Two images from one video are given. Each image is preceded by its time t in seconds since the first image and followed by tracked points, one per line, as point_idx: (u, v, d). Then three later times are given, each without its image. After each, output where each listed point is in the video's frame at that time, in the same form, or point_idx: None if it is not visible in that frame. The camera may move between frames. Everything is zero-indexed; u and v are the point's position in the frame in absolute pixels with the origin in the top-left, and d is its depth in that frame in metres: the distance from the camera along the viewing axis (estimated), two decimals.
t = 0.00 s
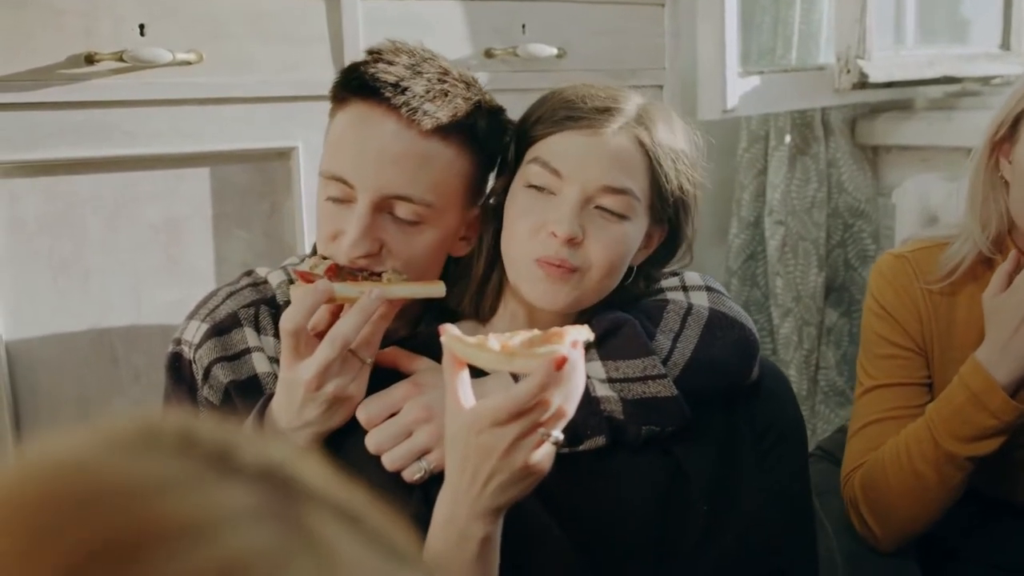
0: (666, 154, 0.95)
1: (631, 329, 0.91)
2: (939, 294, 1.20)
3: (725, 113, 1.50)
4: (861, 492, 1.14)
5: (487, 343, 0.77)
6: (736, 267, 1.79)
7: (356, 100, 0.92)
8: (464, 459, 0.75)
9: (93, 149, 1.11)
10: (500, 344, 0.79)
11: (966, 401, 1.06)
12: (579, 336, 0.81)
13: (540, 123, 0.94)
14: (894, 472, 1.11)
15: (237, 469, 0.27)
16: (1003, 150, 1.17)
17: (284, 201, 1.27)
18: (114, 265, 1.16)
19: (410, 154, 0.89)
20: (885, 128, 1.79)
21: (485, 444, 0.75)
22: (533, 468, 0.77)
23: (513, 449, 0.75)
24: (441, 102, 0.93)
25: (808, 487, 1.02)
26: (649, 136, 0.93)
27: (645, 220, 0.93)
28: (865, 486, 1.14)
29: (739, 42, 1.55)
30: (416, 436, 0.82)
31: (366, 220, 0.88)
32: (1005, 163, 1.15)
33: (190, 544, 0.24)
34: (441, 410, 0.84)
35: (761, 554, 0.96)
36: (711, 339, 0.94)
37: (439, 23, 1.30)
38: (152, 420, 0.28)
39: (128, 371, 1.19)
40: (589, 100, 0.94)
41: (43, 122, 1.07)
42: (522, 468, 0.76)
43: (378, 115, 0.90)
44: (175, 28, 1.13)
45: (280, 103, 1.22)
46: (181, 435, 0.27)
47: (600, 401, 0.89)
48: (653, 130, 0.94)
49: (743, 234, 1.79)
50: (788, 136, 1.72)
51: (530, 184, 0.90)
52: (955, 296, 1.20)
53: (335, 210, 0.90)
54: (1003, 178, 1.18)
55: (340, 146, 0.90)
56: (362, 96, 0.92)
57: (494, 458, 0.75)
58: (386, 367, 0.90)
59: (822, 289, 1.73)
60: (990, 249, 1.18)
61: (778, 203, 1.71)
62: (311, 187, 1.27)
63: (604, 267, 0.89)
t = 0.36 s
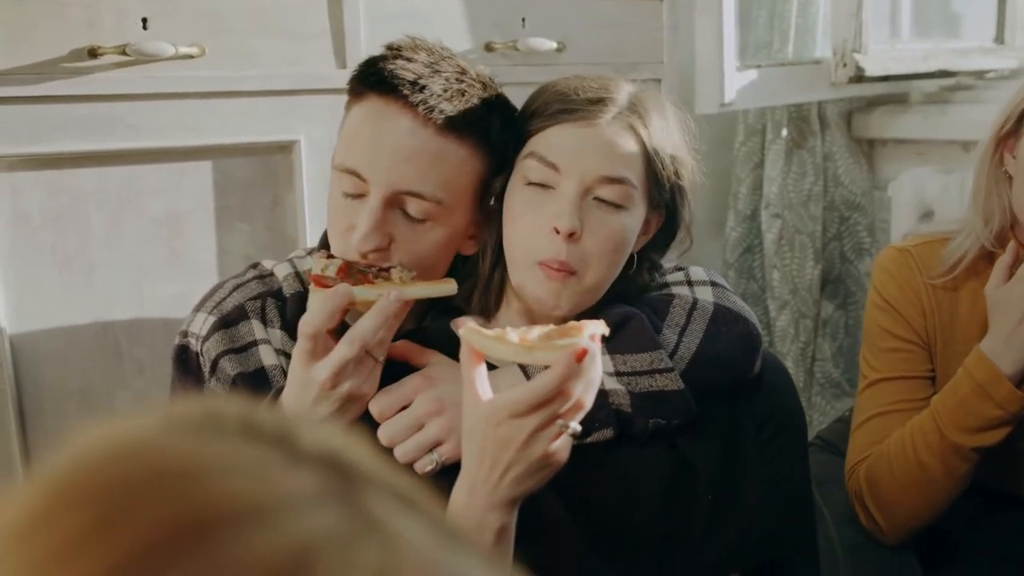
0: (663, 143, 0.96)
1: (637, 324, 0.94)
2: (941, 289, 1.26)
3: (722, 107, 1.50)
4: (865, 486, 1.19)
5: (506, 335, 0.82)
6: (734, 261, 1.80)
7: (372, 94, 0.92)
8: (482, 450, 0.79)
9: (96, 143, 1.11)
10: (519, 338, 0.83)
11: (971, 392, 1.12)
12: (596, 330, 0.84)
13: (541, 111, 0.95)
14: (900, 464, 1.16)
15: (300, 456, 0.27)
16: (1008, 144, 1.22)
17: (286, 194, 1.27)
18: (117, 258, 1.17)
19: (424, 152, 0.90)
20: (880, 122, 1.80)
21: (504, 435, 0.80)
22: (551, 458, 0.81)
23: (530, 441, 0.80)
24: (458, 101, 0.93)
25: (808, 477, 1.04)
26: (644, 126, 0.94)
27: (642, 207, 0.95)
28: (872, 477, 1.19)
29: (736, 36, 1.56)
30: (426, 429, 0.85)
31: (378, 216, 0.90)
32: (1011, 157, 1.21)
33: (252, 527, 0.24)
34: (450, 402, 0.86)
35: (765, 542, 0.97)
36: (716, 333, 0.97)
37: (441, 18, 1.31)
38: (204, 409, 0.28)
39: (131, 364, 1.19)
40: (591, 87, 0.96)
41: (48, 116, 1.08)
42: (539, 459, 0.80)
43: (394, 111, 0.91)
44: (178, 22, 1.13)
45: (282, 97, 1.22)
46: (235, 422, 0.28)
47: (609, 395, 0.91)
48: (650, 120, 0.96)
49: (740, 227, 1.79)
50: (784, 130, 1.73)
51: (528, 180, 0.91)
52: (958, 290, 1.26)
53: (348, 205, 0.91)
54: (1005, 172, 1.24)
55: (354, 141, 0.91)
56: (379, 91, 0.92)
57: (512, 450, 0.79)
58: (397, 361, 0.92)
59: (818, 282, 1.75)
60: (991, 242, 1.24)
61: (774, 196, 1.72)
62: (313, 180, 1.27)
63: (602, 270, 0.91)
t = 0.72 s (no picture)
0: (654, 137, 0.96)
1: (638, 318, 0.95)
2: (944, 282, 1.27)
3: (721, 103, 1.51)
4: (870, 477, 1.22)
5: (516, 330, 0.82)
6: (731, 256, 1.80)
7: (375, 86, 0.93)
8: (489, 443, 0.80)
9: (99, 138, 1.12)
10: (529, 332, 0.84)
11: (978, 379, 1.15)
12: (605, 325, 0.84)
13: (535, 105, 0.95)
14: (906, 456, 1.18)
15: (316, 430, 0.28)
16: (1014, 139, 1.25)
17: (287, 190, 1.28)
18: (120, 254, 1.17)
19: (425, 145, 0.91)
20: (876, 118, 1.81)
21: (513, 430, 0.81)
22: (557, 453, 0.82)
23: (540, 435, 0.81)
24: (461, 95, 0.94)
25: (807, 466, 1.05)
26: (637, 122, 0.95)
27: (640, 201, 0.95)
28: (876, 469, 1.21)
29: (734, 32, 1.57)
30: (428, 424, 0.87)
31: (381, 209, 0.91)
32: (1017, 151, 1.24)
33: (267, 504, 0.25)
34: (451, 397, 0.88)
35: (761, 533, 0.98)
36: (716, 326, 0.99)
37: (443, 16, 1.31)
38: (232, 389, 0.30)
39: (133, 359, 1.20)
40: (586, 79, 0.96)
41: (52, 112, 1.08)
42: (548, 453, 0.81)
43: (398, 104, 0.91)
44: (181, 18, 1.13)
45: (283, 94, 1.23)
46: (261, 401, 0.29)
47: (610, 389, 0.93)
48: (641, 114, 0.96)
49: (737, 222, 1.80)
50: (781, 126, 1.75)
51: (521, 180, 0.92)
52: (961, 284, 1.27)
53: (350, 197, 0.92)
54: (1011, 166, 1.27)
55: (357, 133, 0.92)
56: (382, 83, 0.93)
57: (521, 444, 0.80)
58: (399, 356, 0.93)
59: (814, 277, 1.76)
60: (995, 235, 1.27)
61: (772, 192, 1.73)
62: (314, 174, 1.28)
63: (603, 267, 0.92)
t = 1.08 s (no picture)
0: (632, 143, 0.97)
1: (627, 320, 0.98)
2: (933, 280, 1.29)
3: (705, 108, 1.52)
4: (869, 476, 1.23)
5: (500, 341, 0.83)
6: (717, 260, 1.81)
7: (368, 95, 0.95)
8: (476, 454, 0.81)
9: (89, 151, 1.12)
10: (513, 342, 0.84)
11: (974, 374, 1.16)
12: (591, 334, 0.84)
13: (510, 121, 0.95)
14: (905, 455, 1.19)
15: (309, 424, 0.31)
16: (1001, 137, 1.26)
17: (276, 201, 1.29)
18: (110, 265, 1.17)
19: (422, 152, 0.94)
20: (858, 121, 1.83)
21: (498, 441, 0.81)
22: (542, 462, 0.83)
23: (525, 446, 0.81)
24: (454, 101, 0.97)
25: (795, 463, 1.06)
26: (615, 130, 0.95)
27: (619, 209, 0.96)
28: (876, 472, 1.22)
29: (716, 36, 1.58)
30: (420, 430, 0.88)
31: (377, 218, 0.93)
32: (1005, 149, 1.25)
33: (268, 490, 0.28)
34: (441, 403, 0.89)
35: (754, 528, 0.99)
36: (702, 325, 1.02)
37: (428, 26, 1.32)
38: (231, 386, 0.33)
39: (124, 371, 1.20)
40: (557, 86, 0.97)
41: (42, 125, 1.09)
42: (533, 464, 0.82)
43: (391, 112, 0.94)
44: (169, 31, 1.14)
45: (272, 104, 1.24)
46: (259, 397, 0.32)
47: (600, 389, 0.96)
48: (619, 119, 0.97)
49: (722, 225, 1.81)
50: (764, 130, 1.76)
51: (497, 193, 0.93)
52: (950, 282, 1.29)
53: (344, 206, 0.93)
54: (999, 165, 1.28)
55: (352, 143, 0.94)
56: (374, 92, 0.95)
57: (506, 455, 0.81)
58: (388, 364, 0.94)
59: (800, 278, 1.78)
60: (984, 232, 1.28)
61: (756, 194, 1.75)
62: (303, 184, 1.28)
63: (581, 280, 0.94)
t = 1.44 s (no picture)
0: (583, 142, 0.97)
1: (595, 311, 0.99)
2: (899, 272, 1.31)
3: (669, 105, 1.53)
4: (844, 468, 1.24)
5: (466, 337, 0.83)
6: (684, 256, 1.83)
7: (355, 118, 0.95)
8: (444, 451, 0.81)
9: (51, 163, 1.11)
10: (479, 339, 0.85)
11: (943, 361, 1.18)
12: (555, 328, 0.85)
13: (473, 118, 0.97)
14: (877, 445, 1.21)
15: (279, 401, 0.28)
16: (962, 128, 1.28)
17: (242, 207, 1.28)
18: (75, 274, 1.17)
19: (421, 165, 0.96)
20: (820, 117, 1.86)
21: (465, 436, 0.82)
22: (511, 457, 0.84)
23: (492, 441, 0.82)
24: (438, 108, 0.98)
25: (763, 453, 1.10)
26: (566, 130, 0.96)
27: (573, 212, 0.98)
28: (849, 463, 1.23)
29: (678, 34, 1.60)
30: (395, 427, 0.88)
31: (383, 237, 0.94)
32: (965, 140, 1.27)
33: (232, 470, 0.25)
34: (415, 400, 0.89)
35: (722, 517, 1.03)
36: (671, 315, 1.03)
37: (392, 28, 1.33)
38: (182, 369, 0.29)
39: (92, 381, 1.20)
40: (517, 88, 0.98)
41: (4, 135, 1.07)
42: (500, 459, 0.83)
43: (383, 135, 0.94)
44: (131, 38, 1.14)
45: (239, 109, 1.23)
46: (221, 380, 0.28)
47: (571, 380, 0.97)
48: (571, 120, 0.97)
49: (689, 222, 1.83)
50: (728, 126, 1.77)
51: (453, 198, 0.96)
52: (914, 274, 1.31)
53: (340, 230, 0.94)
54: (960, 156, 1.29)
55: (348, 167, 0.94)
56: (362, 115, 0.95)
57: (474, 451, 0.82)
58: (359, 363, 0.94)
59: (767, 273, 1.80)
60: (946, 223, 1.30)
61: (722, 191, 1.76)
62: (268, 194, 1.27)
63: (535, 284, 0.96)
